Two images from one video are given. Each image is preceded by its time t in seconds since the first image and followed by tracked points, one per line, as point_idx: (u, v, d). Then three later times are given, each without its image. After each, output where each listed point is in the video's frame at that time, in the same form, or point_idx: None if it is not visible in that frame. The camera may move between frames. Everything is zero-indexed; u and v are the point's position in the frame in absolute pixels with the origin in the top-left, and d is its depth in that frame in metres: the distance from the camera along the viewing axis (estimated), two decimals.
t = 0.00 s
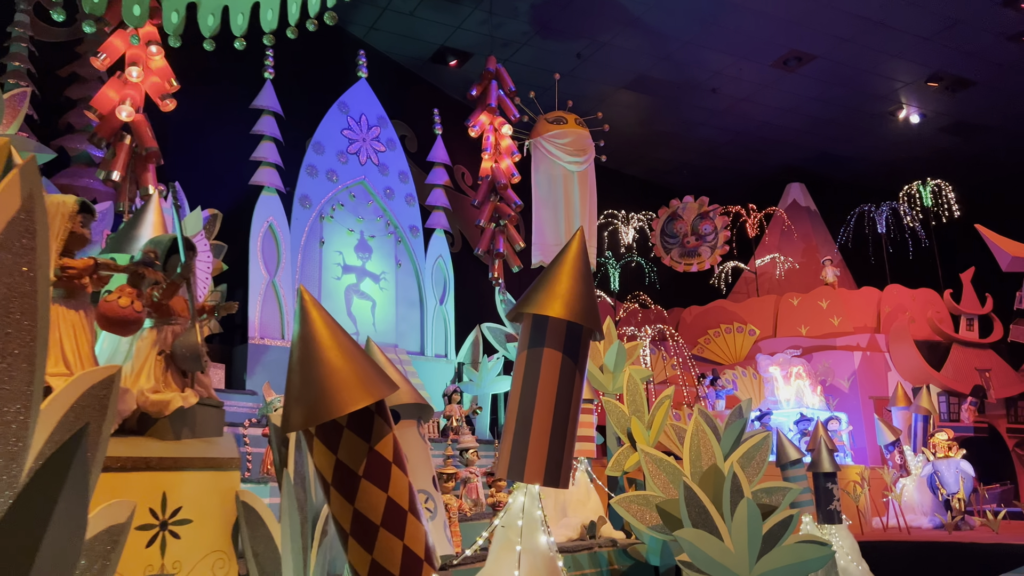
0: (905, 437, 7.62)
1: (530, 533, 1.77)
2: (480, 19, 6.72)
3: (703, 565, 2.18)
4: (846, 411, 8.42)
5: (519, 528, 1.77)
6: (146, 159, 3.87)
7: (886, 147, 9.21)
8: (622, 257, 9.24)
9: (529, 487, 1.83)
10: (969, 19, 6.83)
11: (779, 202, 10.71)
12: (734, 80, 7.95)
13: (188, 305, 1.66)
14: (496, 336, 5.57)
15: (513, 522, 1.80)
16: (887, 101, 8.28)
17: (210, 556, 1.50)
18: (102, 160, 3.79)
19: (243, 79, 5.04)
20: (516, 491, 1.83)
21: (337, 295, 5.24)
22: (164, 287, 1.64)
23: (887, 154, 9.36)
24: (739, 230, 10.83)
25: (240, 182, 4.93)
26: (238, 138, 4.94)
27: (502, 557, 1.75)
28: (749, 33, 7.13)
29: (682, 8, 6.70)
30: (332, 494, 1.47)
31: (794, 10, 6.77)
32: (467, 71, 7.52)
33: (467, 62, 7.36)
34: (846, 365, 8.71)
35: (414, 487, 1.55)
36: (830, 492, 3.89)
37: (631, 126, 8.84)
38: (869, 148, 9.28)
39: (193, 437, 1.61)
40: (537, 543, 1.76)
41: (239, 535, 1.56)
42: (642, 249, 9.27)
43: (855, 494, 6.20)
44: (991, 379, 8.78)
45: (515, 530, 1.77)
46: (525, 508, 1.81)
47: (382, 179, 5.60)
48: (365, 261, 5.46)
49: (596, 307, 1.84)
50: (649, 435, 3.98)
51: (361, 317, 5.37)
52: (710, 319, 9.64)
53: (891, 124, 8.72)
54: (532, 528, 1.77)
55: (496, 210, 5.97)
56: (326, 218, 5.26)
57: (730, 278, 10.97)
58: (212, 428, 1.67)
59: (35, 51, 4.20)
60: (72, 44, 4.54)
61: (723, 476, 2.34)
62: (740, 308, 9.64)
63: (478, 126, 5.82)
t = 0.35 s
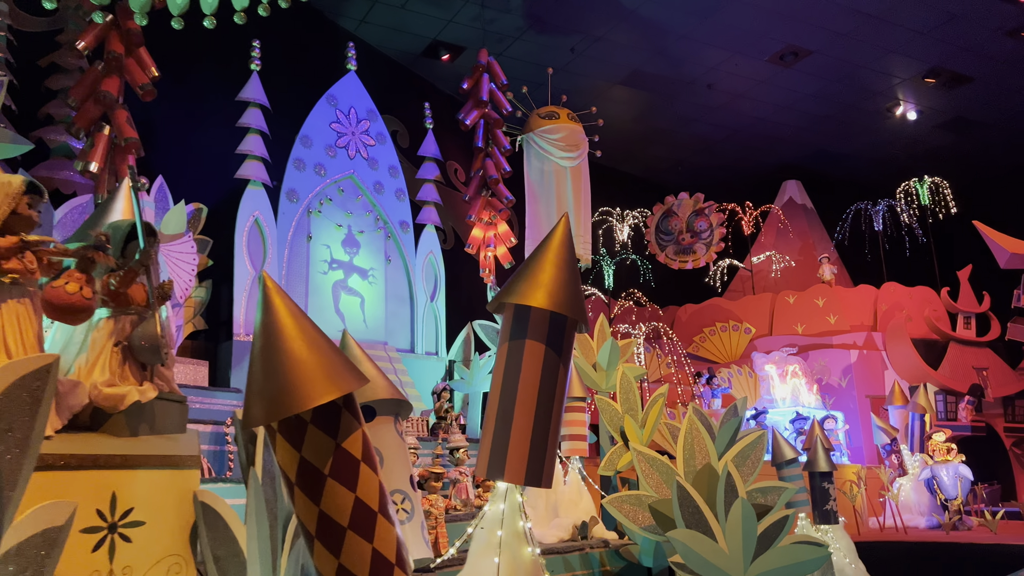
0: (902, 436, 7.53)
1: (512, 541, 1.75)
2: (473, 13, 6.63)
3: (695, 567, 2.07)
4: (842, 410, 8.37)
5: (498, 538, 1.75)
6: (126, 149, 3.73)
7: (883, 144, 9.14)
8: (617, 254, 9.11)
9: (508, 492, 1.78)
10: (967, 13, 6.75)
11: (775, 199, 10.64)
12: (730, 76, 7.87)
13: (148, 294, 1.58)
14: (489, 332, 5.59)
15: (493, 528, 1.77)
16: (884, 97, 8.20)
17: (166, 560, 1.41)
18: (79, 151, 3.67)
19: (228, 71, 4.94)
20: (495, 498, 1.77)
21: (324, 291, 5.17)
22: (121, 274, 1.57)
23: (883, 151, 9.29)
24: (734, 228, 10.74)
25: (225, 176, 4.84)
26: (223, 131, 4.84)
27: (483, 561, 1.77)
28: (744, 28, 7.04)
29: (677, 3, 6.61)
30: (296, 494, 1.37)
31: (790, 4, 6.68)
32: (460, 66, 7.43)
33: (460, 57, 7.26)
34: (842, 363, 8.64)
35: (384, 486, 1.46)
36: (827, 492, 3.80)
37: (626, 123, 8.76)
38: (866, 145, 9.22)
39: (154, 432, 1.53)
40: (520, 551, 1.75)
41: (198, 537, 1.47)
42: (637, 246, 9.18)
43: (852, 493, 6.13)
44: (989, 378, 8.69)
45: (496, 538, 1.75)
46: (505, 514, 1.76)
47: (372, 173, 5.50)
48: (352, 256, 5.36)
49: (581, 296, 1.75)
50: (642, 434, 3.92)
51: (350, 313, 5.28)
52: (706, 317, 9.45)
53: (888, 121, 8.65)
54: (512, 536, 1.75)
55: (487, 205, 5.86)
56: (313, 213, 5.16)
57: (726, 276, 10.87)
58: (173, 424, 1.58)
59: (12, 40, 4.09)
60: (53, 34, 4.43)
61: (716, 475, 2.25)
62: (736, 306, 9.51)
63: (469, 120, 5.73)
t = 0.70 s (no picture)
0: (898, 435, 7.45)
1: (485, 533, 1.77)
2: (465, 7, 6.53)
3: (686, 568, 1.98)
4: (839, 409, 8.29)
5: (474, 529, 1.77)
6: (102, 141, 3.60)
7: (880, 141, 9.06)
8: (611, 252, 8.99)
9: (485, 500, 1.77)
10: (964, 8, 6.67)
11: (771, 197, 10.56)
12: (725, 72, 7.78)
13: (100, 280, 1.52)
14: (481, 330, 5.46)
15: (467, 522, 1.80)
16: (881, 94, 8.12)
17: (113, 566, 1.30)
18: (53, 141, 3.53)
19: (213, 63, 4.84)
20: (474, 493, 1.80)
21: (310, 287, 5.08)
22: (71, 260, 1.50)
23: (881, 148, 9.22)
24: (730, 226, 10.66)
25: (210, 171, 4.75)
26: (208, 125, 4.75)
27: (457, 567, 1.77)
28: (740, 23, 6.96)
29: None
30: (253, 495, 1.28)
31: None
32: (452, 61, 7.33)
33: (452, 51, 7.16)
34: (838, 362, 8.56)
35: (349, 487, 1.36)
36: (822, 493, 3.71)
37: (621, 119, 8.67)
38: (862, 143, 9.15)
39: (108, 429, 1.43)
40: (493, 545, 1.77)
41: (150, 542, 1.36)
42: (632, 243, 9.09)
43: (848, 493, 6.05)
44: (986, 376, 8.59)
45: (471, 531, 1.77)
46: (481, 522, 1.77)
47: (360, 167, 5.40)
48: (340, 252, 5.26)
49: (563, 286, 1.66)
50: (636, 433, 3.84)
51: (338, 311, 5.20)
52: (701, 315, 9.30)
53: (885, 117, 8.57)
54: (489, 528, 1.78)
55: (478, 201, 5.67)
56: (300, 207, 5.07)
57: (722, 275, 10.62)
58: (128, 421, 1.48)
59: None
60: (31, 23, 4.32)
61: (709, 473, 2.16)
62: (731, 304, 9.42)
63: (459, 115, 5.67)
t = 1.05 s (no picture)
0: (892, 434, 7.38)
1: (456, 543, 1.61)
2: None
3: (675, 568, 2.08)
4: (833, 408, 8.22)
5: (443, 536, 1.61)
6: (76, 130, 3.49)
7: (875, 138, 8.99)
8: (604, 250, 8.86)
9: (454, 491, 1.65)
10: (960, 3, 6.60)
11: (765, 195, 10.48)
12: (719, 67, 7.70)
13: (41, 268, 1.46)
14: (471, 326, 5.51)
15: (437, 529, 1.63)
16: (875, 90, 8.05)
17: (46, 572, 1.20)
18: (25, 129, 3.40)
19: (194, 54, 4.73)
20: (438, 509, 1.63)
21: (294, 282, 4.98)
22: (9, 244, 1.47)
23: (875, 146, 9.16)
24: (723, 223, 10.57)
25: (192, 164, 4.64)
26: (189, 117, 4.64)
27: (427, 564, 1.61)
28: (734, 17, 6.87)
29: None
30: (199, 495, 1.18)
31: None
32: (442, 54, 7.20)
33: (442, 45, 7.03)
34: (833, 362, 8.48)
35: (305, 489, 1.26)
36: (816, 492, 3.65)
37: (614, 115, 8.57)
38: (857, 140, 9.08)
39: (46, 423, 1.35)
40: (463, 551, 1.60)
41: (89, 546, 1.26)
42: (625, 241, 9.00)
43: (842, 493, 5.99)
44: (980, 375, 8.55)
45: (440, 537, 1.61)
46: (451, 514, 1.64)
47: (346, 161, 5.30)
48: (325, 247, 5.16)
49: (541, 274, 1.56)
50: (626, 432, 3.78)
51: (323, 307, 5.10)
52: (694, 313, 9.30)
53: (880, 114, 8.50)
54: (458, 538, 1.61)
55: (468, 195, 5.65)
56: (284, 201, 4.97)
57: (715, 273, 10.65)
58: (72, 416, 1.40)
59: None
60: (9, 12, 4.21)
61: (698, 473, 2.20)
62: (725, 302, 9.35)
63: (448, 106, 5.46)
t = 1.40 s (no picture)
0: (884, 433, 7.29)
1: (417, 554, 1.68)
2: None
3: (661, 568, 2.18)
4: (823, 407, 8.16)
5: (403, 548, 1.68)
6: (45, 118, 3.39)
7: (868, 136, 8.93)
8: (594, 247, 8.76)
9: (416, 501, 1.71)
10: None
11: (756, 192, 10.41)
12: (710, 63, 7.62)
13: None
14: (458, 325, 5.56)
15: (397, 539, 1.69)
16: (868, 87, 7.98)
17: None
18: None
19: (171, 43, 4.61)
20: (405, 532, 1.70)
21: (275, 278, 4.87)
22: None
23: (868, 144, 9.10)
24: (714, 221, 10.49)
25: (169, 156, 4.53)
26: (166, 109, 4.53)
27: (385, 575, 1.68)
28: (725, 12, 6.80)
29: None
30: (131, 495, 1.08)
31: None
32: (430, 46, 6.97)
33: (431, 37, 6.81)
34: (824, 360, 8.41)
35: (251, 491, 1.16)
36: (806, 492, 3.55)
37: (604, 112, 8.49)
38: (850, 138, 9.02)
39: None
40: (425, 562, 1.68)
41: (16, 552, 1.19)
42: (615, 238, 8.92)
43: (832, 492, 5.96)
44: (972, 375, 8.50)
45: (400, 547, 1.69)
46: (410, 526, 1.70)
47: (329, 154, 5.19)
48: (307, 241, 5.06)
49: (513, 261, 1.47)
50: (613, 431, 3.72)
51: (305, 303, 5.00)
52: (684, 312, 9.23)
53: (872, 112, 8.43)
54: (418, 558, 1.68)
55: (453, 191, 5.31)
56: (265, 194, 4.86)
57: (705, 271, 10.56)
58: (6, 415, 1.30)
59: None
60: None
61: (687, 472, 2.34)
62: (716, 301, 9.28)
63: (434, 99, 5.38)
